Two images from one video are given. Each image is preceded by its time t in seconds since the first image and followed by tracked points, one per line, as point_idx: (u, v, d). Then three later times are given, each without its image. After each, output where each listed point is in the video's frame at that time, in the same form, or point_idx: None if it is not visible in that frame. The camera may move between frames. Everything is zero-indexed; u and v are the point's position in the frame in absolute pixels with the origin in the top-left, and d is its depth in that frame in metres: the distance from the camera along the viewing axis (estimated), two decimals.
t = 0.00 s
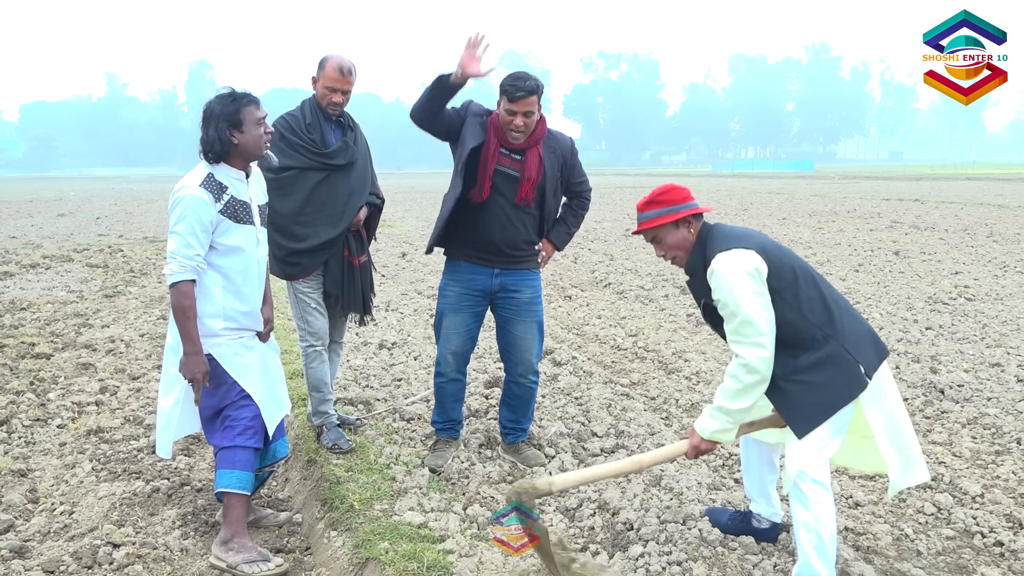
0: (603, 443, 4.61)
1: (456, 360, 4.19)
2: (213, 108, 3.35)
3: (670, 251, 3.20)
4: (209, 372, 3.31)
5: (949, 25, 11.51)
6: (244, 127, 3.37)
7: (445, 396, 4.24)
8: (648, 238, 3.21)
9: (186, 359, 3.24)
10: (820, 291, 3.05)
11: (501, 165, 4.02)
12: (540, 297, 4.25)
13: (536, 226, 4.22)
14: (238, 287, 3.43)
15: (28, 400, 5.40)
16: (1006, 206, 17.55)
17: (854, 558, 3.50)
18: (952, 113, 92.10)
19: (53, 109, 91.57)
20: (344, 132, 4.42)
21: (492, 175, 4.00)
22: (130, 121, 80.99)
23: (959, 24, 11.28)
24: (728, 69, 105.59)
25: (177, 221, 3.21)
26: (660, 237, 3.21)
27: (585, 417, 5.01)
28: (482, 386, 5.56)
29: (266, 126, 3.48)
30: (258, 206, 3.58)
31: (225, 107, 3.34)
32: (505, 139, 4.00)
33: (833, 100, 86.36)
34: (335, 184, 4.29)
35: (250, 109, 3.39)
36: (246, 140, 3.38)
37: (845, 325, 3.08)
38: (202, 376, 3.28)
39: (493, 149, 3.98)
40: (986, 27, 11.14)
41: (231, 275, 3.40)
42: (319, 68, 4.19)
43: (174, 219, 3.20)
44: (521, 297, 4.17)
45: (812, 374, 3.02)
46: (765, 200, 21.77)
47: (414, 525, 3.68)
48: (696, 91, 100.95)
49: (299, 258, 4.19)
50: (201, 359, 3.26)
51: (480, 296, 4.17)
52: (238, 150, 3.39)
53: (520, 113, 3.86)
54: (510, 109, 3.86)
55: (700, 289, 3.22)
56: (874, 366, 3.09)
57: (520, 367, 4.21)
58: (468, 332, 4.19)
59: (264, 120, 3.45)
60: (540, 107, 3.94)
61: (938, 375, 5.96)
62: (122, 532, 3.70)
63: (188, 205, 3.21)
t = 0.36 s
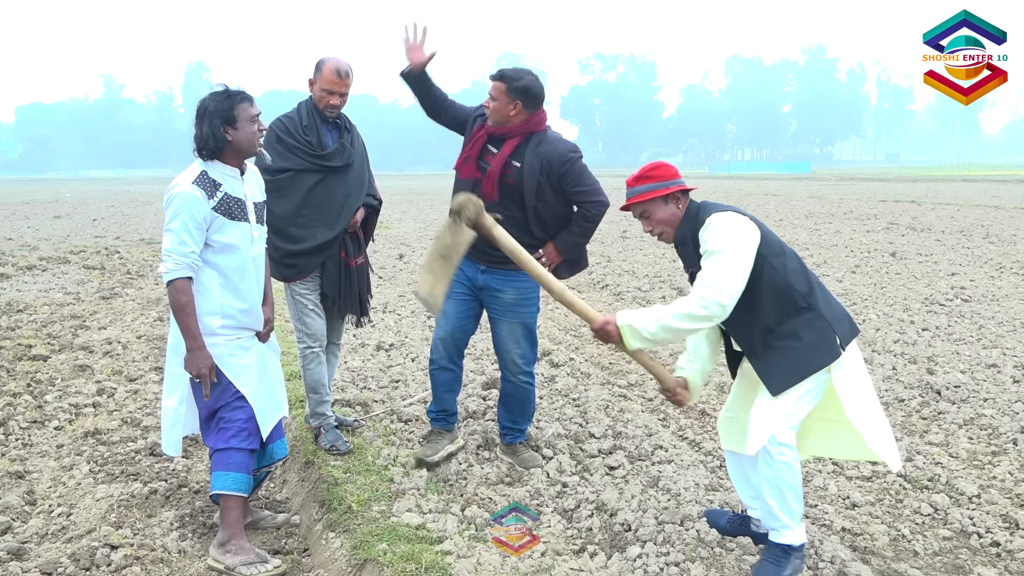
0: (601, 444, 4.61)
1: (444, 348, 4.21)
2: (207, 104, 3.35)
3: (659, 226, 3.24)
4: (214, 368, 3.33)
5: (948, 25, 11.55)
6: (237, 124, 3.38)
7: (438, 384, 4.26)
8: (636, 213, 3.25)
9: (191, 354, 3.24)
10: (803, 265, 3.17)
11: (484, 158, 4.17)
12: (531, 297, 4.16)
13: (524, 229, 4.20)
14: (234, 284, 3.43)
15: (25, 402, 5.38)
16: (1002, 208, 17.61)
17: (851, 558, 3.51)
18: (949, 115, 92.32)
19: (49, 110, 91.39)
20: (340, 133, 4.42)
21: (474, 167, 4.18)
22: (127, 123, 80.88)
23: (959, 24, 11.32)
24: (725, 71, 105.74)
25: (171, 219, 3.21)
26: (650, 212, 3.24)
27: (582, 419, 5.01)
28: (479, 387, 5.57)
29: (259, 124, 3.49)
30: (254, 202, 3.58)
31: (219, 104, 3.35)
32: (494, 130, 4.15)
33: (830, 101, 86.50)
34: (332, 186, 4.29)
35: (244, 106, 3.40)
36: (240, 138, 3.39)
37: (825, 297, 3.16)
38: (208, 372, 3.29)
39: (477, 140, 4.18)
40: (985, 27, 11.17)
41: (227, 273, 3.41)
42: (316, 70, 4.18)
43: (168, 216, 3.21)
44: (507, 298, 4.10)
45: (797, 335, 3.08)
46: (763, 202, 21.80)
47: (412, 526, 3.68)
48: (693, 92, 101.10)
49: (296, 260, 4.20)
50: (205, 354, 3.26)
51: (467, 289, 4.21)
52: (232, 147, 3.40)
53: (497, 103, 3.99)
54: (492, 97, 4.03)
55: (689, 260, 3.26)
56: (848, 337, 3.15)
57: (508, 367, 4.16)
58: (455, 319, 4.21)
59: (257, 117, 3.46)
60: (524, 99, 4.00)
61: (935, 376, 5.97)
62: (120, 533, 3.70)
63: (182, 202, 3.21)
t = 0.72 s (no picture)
0: (602, 446, 4.62)
1: (443, 348, 4.46)
2: (208, 103, 3.41)
3: (641, 308, 3.28)
4: (209, 366, 3.33)
5: (949, 25, 11.57)
6: (231, 125, 3.39)
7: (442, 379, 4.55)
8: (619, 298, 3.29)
9: (185, 353, 3.25)
10: (796, 318, 3.17)
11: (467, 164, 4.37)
12: (514, 300, 4.26)
13: (501, 230, 4.25)
14: (234, 284, 3.44)
15: (26, 404, 5.39)
16: (1002, 211, 17.63)
17: (852, 561, 3.51)
18: (949, 118, 92.38)
19: (50, 113, 91.53)
20: (342, 136, 4.44)
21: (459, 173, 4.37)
22: (128, 125, 81.00)
23: (959, 24, 11.34)
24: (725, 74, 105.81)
25: (170, 216, 3.23)
26: (631, 295, 3.27)
27: (583, 421, 5.02)
28: (480, 390, 5.57)
29: (259, 129, 3.48)
30: (255, 201, 3.59)
31: (219, 104, 3.37)
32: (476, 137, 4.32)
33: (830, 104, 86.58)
34: (334, 187, 4.31)
35: (241, 109, 3.40)
36: (230, 138, 3.39)
37: (825, 344, 3.14)
38: (202, 370, 3.29)
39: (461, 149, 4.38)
40: (985, 27, 11.20)
41: (227, 271, 3.42)
42: (316, 73, 4.20)
43: (167, 214, 3.23)
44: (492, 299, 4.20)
45: (798, 401, 3.07)
46: (763, 205, 21.81)
47: (413, 528, 3.68)
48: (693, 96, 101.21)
49: (298, 261, 4.19)
50: (200, 352, 3.27)
51: (456, 292, 4.41)
52: (226, 147, 3.40)
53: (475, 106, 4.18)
54: (470, 103, 4.22)
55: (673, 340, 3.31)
56: (856, 378, 3.13)
57: (499, 367, 4.25)
58: (452, 323, 4.45)
59: (255, 122, 3.44)
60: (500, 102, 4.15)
61: (935, 379, 5.97)
62: (121, 535, 3.70)
63: (180, 199, 3.23)
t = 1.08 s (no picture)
0: (600, 451, 4.62)
1: (437, 356, 4.48)
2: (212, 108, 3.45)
3: (630, 291, 3.27)
4: (205, 369, 3.33)
5: (948, 26, 11.58)
6: (224, 133, 3.39)
7: (440, 388, 4.54)
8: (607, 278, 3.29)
9: (182, 355, 3.25)
10: (781, 311, 3.17)
11: (438, 171, 4.41)
12: (497, 296, 4.31)
13: (479, 233, 4.30)
14: (233, 287, 3.44)
15: (24, 408, 5.39)
16: (1001, 215, 17.64)
17: (851, 564, 3.51)
18: (948, 121, 92.46)
19: (51, 118, 91.65)
20: (339, 137, 4.45)
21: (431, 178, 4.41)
22: (128, 130, 81.11)
23: (959, 24, 11.35)
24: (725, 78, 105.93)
25: (168, 219, 3.24)
26: (620, 278, 3.27)
27: (581, 425, 5.02)
28: (479, 394, 5.58)
29: (254, 143, 3.44)
30: (256, 205, 3.59)
31: (219, 109, 3.36)
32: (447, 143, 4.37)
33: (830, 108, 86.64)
34: (333, 189, 4.31)
35: (235, 121, 3.38)
36: (222, 145, 3.40)
37: (809, 338, 3.13)
38: (198, 372, 3.29)
39: (432, 156, 4.43)
40: (985, 28, 11.21)
41: (226, 274, 3.42)
42: (309, 77, 4.22)
43: (165, 217, 3.24)
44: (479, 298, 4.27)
45: (777, 396, 3.09)
46: (762, 209, 21.82)
47: (411, 532, 3.68)
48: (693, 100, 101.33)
49: (299, 265, 4.19)
50: (197, 355, 3.27)
51: (445, 296, 4.45)
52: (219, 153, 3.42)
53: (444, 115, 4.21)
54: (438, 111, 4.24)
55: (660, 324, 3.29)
56: (841, 375, 3.11)
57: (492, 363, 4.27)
58: (442, 330, 4.47)
59: (250, 135, 3.41)
60: (470, 108, 4.21)
61: (934, 383, 5.97)
62: (119, 540, 3.70)
63: (178, 203, 3.25)
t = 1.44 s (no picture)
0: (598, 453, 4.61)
1: (435, 361, 4.49)
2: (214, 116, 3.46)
3: (608, 282, 3.33)
4: (203, 373, 3.33)
5: (948, 25, 11.62)
6: (224, 139, 3.39)
7: (439, 394, 4.55)
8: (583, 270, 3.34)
9: (179, 360, 3.25)
10: (753, 302, 3.16)
11: (434, 179, 4.42)
12: (496, 292, 4.41)
13: (482, 233, 4.40)
14: (231, 292, 3.44)
15: (21, 416, 5.38)
16: (998, 216, 17.67)
17: (847, 566, 3.50)
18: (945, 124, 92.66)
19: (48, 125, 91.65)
20: (333, 142, 4.47)
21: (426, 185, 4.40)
22: (126, 136, 81.15)
23: (959, 24, 11.40)
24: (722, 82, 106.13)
25: (168, 224, 3.24)
26: (597, 270, 3.33)
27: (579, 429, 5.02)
28: (475, 399, 5.58)
29: (254, 151, 3.44)
30: (256, 212, 3.59)
31: (220, 117, 3.37)
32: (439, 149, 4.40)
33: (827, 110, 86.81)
34: (327, 194, 4.32)
35: (235, 128, 3.37)
36: (222, 151, 3.40)
37: (779, 330, 3.14)
38: (196, 376, 3.29)
39: (424, 163, 4.43)
40: (985, 27, 11.24)
41: (225, 280, 3.42)
42: (305, 83, 4.23)
43: (165, 222, 3.25)
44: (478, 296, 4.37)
45: (749, 386, 3.10)
46: (759, 212, 21.85)
47: (408, 537, 3.68)
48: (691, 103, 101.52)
49: (295, 269, 4.18)
50: (195, 359, 3.27)
51: (441, 302, 4.50)
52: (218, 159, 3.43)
53: (446, 120, 4.26)
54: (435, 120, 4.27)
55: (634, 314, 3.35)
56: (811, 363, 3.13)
57: (491, 360, 4.37)
58: (440, 335, 4.49)
59: (250, 143, 3.41)
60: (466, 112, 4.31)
61: (931, 385, 5.97)
62: (115, 547, 3.69)
63: (178, 208, 3.25)
